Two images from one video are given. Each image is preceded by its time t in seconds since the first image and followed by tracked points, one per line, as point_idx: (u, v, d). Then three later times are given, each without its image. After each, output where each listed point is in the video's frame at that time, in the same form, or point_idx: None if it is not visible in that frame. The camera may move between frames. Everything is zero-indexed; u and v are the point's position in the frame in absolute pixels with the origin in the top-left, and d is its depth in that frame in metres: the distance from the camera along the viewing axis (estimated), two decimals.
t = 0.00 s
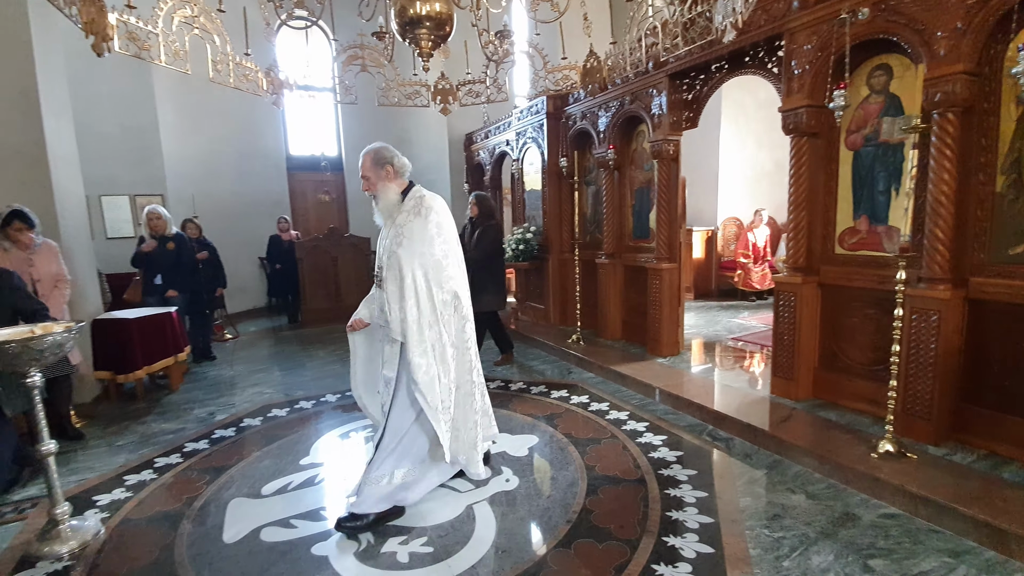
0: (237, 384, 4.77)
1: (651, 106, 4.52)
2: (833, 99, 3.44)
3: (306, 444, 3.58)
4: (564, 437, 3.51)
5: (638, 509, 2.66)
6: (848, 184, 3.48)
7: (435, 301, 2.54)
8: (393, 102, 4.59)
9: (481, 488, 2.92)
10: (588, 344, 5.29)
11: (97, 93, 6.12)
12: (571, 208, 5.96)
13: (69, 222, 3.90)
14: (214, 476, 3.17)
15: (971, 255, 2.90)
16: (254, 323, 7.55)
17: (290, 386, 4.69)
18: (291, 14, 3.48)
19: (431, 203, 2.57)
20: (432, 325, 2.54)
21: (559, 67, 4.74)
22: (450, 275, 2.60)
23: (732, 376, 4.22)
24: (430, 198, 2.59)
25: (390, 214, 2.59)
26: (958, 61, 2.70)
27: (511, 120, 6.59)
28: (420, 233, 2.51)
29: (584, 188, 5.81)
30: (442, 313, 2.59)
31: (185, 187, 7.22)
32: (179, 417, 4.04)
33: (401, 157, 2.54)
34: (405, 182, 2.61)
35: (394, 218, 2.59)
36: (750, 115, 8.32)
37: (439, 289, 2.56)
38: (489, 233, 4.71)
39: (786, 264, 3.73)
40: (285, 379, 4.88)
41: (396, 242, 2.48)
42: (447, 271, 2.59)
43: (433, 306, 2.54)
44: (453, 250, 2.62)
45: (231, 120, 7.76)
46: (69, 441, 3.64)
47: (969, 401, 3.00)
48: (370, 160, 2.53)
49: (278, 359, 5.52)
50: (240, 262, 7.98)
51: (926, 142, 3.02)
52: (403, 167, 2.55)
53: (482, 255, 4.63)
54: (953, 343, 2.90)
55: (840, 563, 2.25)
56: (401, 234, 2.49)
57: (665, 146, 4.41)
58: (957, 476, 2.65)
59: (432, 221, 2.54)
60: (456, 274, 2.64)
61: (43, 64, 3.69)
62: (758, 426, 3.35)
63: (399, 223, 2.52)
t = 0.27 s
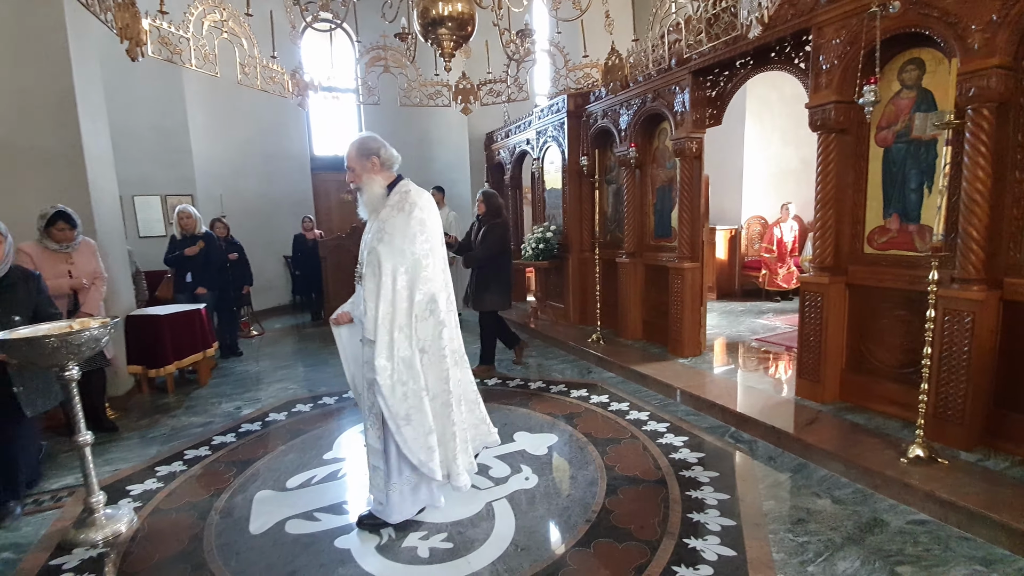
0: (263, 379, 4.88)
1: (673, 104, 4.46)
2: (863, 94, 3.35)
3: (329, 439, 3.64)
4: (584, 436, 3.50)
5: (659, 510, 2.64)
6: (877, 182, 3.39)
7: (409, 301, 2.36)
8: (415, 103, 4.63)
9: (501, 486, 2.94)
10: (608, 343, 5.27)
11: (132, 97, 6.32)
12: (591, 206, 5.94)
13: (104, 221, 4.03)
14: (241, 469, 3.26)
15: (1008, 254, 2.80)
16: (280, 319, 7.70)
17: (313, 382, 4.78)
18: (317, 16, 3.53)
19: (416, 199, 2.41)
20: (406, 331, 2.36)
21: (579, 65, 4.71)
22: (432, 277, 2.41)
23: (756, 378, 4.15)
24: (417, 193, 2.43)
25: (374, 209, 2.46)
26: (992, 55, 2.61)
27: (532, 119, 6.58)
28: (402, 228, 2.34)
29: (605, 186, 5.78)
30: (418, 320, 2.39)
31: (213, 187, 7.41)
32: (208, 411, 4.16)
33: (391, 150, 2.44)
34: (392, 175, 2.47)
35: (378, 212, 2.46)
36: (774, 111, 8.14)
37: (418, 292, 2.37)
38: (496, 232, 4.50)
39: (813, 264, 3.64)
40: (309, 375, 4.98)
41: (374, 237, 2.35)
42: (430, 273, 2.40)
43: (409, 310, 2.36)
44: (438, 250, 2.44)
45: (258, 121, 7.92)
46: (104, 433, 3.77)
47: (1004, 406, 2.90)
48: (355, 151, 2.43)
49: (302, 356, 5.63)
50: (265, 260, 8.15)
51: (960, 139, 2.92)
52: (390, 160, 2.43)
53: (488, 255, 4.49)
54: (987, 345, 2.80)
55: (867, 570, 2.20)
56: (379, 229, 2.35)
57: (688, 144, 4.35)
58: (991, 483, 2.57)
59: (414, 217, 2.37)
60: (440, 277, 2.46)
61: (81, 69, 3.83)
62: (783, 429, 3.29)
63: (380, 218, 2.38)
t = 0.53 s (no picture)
0: (287, 373, 4.98)
1: (696, 99, 4.40)
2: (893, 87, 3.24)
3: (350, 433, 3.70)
4: (603, 434, 3.49)
5: (679, 510, 2.62)
6: (908, 177, 3.29)
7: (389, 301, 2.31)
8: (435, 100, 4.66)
9: (520, 482, 2.95)
10: (628, 341, 5.23)
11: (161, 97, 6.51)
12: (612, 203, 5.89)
13: (136, 218, 4.17)
14: (266, 461, 3.33)
15: None
16: (303, 315, 7.85)
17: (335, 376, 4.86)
18: (340, 16, 3.57)
19: (402, 196, 2.35)
20: (389, 333, 2.31)
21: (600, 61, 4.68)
22: (418, 276, 2.36)
23: (779, 378, 4.08)
24: (403, 190, 2.38)
25: (363, 206, 2.43)
26: None
27: (552, 115, 6.56)
28: (386, 226, 2.30)
29: (626, 183, 5.74)
30: (403, 322, 2.34)
31: (239, 186, 7.58)
32: (234, 404, 4.27)
33: (378, 145, 2.40)
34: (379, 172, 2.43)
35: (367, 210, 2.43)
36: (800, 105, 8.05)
37: (402, 292, 2.32)
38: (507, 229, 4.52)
39: (840, 262, 3.55)
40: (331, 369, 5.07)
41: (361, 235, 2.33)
42: (415, 272, 2.35)
43: (393, 310, 2.31)
44: (424, 247, 2.38)
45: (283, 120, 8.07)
46: (136, 423, 3.90)
47: None
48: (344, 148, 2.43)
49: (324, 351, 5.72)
50: (289, 256, 8.31)
51: (996, 133, 2.82)
52: (376, 155, 2.40)
53: (498, 253, 4.52)
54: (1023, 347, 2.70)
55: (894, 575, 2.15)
56: (364, 227, 2.33)
57: (711, 140, 4.28)
58: None
59: (399, 214, 2.31)
60: (427, 277, 2.40)
61: (114, 71, 3.96)
62: (807, 430, 3.22)
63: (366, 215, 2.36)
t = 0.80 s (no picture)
0: (306, 369, 5.07)
1: (717, 95, 4.33)
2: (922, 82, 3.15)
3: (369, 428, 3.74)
4: (620, 434, 3.46)
5: (697, 511, 2.58)
6: (937, 175, 3.19)
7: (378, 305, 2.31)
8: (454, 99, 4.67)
9: (536, 480, 2.95)
10: (646, 341, 5.19)
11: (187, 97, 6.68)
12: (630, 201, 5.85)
13: (163, 216, 4.27)
14: (286, 454, 3.39)
15: None
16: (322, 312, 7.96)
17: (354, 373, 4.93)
18: (360, 16, 3.61)
19: (388, 198, 2.34)
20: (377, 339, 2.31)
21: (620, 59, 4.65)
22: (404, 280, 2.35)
23: (802, 380, 4.00)
24: (389, 192, 2.37)
25: (349, 209, 2.42)
26: None
27: (570, 113, 6.52)
28: (371, 229, 2.29)
29: (644, 181, 5.69)
30: (390, 327, 2.34)
31: (261, 184, 7.71)
32: (256, 399, 4.35)
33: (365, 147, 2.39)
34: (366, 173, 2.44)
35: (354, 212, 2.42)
36: (824, 101, 7.94)
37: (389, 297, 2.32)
38: (513, 229, 4.51)
39: (865, 262, 3.46)
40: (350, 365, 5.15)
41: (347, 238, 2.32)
42: (401, 276, 2.34)
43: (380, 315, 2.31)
44: (411, 251, 2.37)
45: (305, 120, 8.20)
46: (162, 416, 4.01)
47: None
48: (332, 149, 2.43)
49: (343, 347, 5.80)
50: (310, 254, 8.43)
51: None
52: (362, 157, 2.39)
53: (507, 252, 4.51)
54: None
55: None
56: (349, 230, 2.32)
57: (732, 137, 4.22)
58: None
59: (384, 218, 2.30)
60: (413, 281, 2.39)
61: (142, 73, 4.07)
62: (830, 433, 3.15)
63: (352, 218, 2.35)
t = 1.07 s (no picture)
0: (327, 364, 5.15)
1: (742, 92, 4.25)
2: (955, 77, 3.05)
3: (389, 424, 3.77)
4: (639, 434, 3.43)
5: (717, 514, 2.53)
6: (970, 173, 3.09)
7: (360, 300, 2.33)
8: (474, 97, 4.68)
9: (553, 479, 2.94)
10: (666, 341, 5.14)
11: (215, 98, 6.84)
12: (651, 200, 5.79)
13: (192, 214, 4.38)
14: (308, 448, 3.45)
15: None
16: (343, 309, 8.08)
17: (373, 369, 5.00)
18: (381, 16, 3.66)
19: (366, 197, 2.36)
20: (365, 335, 2.33)
21: (642, 55, 4.68)
22: (386, 276, 2.39)
23: (827, 382, 3.91)
24: (366, 190, 2.39)
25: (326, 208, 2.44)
26: None
27: (591, 111, 6.48)
28: (349, 227, 2.31)
29: (665, 179, 5.62)
30: (378, 322, 2.37)
31: (286, 183, 7.85)
32: (278, 393, 4.44)
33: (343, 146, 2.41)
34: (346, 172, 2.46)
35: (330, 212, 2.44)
36: (854, 97, 7.70)
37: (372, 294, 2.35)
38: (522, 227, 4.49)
39: (893, 262, 3.36)
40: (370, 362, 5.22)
41: (323, 238, 2.34)
42: (383, 272, 2.38)
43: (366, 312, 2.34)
44: (390, 248, 2.41)
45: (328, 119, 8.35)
46: (190, 409, 4.11)
47: None
48: (310, 149, 2.43)
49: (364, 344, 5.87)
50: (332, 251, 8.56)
51: None
52: (342, 157, 2.40)
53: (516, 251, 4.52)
54: None
55: None
56: (327, 229, 2.33)
57: (756, 134, 4.14)
58: None
59: (363, 216, 2.33)
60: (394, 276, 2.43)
61: (172, 75, 4.18)
62: (856, 437, 3.07)
63: (329, 218, 2.36)
